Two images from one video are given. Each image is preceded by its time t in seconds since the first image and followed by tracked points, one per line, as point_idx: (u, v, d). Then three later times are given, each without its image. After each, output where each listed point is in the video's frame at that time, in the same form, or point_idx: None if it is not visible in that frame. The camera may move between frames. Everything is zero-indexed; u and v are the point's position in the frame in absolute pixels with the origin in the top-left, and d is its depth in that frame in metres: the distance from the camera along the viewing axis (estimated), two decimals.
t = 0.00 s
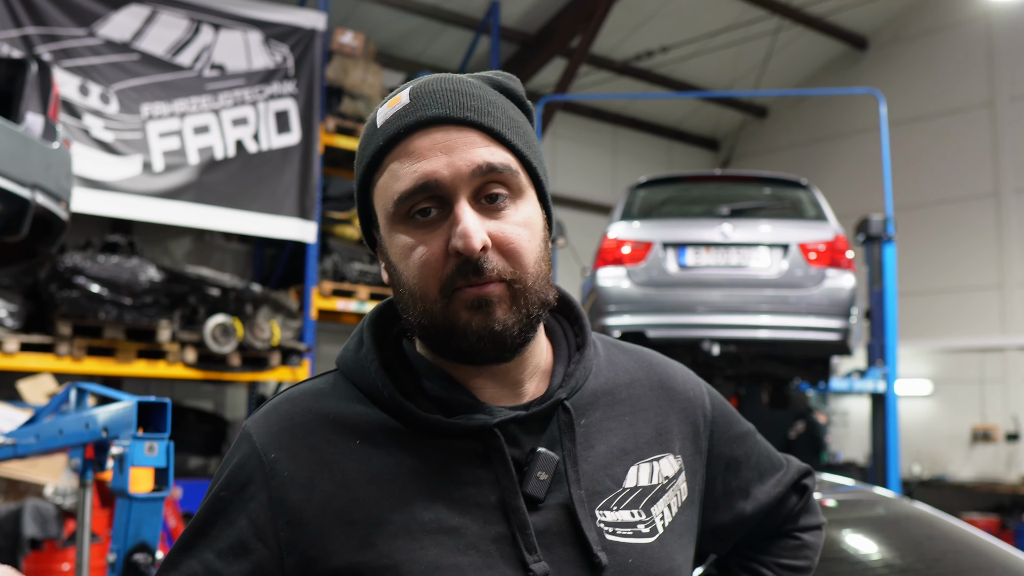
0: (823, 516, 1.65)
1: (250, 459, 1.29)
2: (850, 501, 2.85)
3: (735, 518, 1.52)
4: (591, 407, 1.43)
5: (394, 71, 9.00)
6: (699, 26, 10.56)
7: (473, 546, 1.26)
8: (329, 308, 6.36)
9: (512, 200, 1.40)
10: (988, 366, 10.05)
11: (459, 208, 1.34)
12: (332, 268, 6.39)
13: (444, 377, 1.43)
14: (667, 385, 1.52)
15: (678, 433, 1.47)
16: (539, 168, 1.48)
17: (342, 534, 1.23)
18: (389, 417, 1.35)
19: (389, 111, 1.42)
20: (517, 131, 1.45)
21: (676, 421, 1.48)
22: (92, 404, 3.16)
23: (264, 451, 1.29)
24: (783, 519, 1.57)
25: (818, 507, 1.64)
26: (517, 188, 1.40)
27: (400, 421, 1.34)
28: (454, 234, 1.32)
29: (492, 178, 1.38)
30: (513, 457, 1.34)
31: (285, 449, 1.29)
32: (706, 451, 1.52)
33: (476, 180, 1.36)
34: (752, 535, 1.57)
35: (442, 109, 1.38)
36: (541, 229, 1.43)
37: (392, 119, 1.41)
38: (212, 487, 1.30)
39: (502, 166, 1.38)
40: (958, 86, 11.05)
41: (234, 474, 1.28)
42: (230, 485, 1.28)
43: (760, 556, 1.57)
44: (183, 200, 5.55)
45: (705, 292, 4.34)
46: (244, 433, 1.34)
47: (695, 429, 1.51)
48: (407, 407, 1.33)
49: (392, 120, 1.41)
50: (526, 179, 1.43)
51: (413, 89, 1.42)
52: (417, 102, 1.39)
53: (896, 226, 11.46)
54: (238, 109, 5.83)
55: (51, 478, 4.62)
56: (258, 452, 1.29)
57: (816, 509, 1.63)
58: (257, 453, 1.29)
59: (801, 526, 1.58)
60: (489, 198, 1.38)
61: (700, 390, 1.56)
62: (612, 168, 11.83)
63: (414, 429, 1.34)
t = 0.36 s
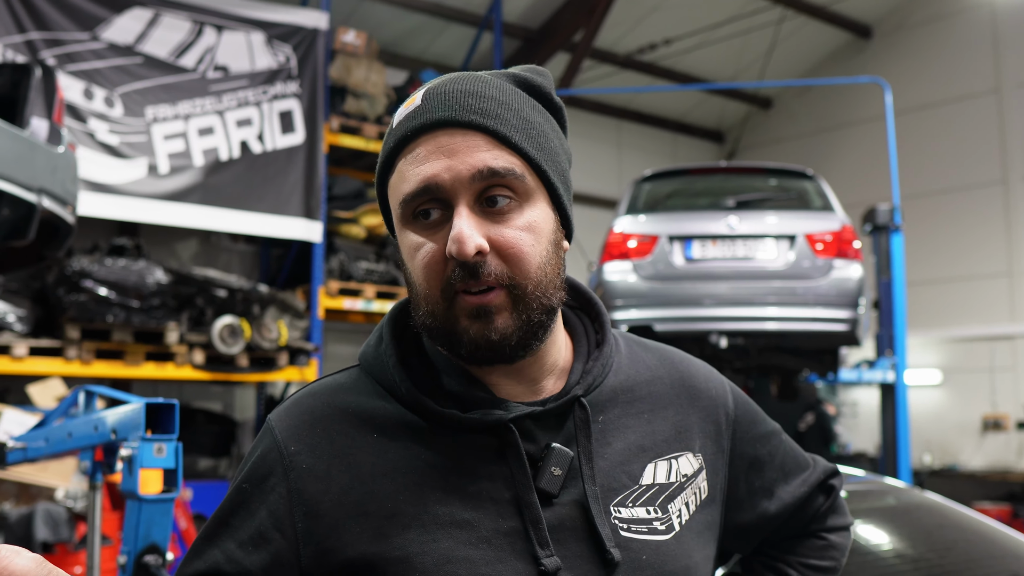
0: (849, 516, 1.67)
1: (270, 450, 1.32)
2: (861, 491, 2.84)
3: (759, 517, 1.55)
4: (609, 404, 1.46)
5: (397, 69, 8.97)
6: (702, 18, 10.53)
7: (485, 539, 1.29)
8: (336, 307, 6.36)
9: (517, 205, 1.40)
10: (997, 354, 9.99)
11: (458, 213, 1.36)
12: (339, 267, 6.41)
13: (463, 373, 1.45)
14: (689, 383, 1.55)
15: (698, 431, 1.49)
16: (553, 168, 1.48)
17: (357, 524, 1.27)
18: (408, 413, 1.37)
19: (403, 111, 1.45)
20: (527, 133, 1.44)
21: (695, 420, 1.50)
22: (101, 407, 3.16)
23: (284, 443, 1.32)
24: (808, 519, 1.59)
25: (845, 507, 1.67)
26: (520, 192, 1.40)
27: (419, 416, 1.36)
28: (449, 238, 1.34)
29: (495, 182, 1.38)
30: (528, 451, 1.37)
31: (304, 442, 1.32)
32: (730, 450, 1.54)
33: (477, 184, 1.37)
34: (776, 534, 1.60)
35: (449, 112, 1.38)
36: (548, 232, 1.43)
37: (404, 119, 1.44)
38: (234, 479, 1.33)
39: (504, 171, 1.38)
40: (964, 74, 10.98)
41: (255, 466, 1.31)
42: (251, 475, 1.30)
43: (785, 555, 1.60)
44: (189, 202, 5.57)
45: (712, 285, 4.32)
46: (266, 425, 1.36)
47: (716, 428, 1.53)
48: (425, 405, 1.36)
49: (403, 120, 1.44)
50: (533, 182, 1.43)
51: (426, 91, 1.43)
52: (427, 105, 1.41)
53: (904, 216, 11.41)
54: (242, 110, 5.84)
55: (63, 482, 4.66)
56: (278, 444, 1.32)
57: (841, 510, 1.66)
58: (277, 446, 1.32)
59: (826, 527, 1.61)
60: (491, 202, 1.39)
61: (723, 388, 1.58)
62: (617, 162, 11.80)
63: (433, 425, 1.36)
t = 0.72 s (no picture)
0: (879, 514, 1.63)
1: (285, 450, 1.35)
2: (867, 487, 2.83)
3: (778, 515, 1.53)
4: (621, 403, 1.46)
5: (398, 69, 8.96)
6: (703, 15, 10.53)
7: (490, 538, 1.30)
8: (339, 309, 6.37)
9: (527, 207, 1.40)
10: (1002, 347, 9.96)
11: (467, 216, 1.36)
12: (342, 269, 6.41)
13: (470, 373, 1.46)
14: (703, 380, 1.53)
15: (712, 430, 1.49)
16: (563, 170, 1.47)
17: (364, 523, 1.28)
18: (417, 413, 1.38)
19: (413, 113, 1.45)
20: (537, 135, 1.43)
21: (709, 418, 1.50)
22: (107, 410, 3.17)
23: (296, 442, 1.34)
24: (832, 518, 1.57)
25: (871, 504, 1.63)
26: (531, 195, 1.40)
27: (428, 415, 1.37)
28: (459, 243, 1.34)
29: (504, 185, 1.38)
30: (533, 451, 1.37)
31: (316, 441, 1.34)
32: (746, 448, 1.53)
33: (487, 187, 1.37)
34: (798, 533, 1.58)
35: (457, 116, 1.38)
36: (558, 235, 1.43)
37: (413, 122, 1.44)
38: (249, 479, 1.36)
39: (513, 175, 1.38)
40: (965, 68, 10.97)
41: (270, 466, 1.34)
42: (266, 475, 1.34)
43: (809, 553, 1.58)
44: (191, 205, 5.58)
45: (714, 282, 4.32)
46: (282, 426, 1.39)
47: (731, 426, 1.52)
48: (433, 405, 1.37)
49: (413, 124, 1.44)
50: (542, 185, 1.43)
51: (435, 94, 1.43)
52: (436, 108, 1.41)
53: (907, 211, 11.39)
54: (243, 112, 5.84)
55: (69, 486, 4.67)
56: (292, 443, 1.35)
57: (868, 507, 1.62)
58: (290, 447, 1.34)
59: (852, 525, 1.58)
60: (501, 205, 1.39)
61: (741, 385, 1.57)
62: (618, 161, 11.79)
63: (443, 425, 1.37)
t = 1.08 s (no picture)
0: (897, 515, 1.62)
1: (298, 449, 1.41)
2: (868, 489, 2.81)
3: (794, 515, 1.53)
4: (632, 403, 1.49)
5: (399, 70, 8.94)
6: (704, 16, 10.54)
7: (498, 535, 1.34)
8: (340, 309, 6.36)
9: (534, 207, 1.41)
10: (1003, 349, 9.94)
11: (473, 215, 1.38)
12: (343, 270, 6.40)
13: (480, 373, 1.50)
14: (715, 380, 1.56)
15: (724, 429, 1.51)
16: (572, 170, 1.48)
17: (376, 520, 1.34)
18: (429, 412, 1.43)
19: (423, 113, 1.47)
20: (545, 135, 1.44)
21: (722, 418, 1.52)
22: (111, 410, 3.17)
23: (310, 442, 1.41)
24: (849, 519, 1.56)
25: (890, 506, 1.62)
26: (537, 195, 1.41)
27: (438, 414, 1.42)
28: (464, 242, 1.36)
29: (511, 185, 1.39)
30: (542, 449, 1.41)
31: (329, 440, 1.41)
32: (759, 448, 1.55)
33: (494, 188, 1.39)
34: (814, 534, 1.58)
35: (464, 116, 1.40)
36: (564, 234, 1.44)
37: (423, 122, 1.46)
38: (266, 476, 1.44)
39: (520, 175, 1.39)
40: (965, 69, 10.97)
41: (285, 464, 1.41)
42: (281, 473, 1.41)
43: (825, 555, 1.57)
44: (192, 206, 5.57)
45: (716, 284, 4.31)
46: (298, 425, 1.46)
47: (745, 426, 1.54)
48: (442, 406, 1.42)
49: (423, 123, 1.46)
50: (550, 184, 1.44)
51: (444, 94, 1.45)
52: (444, 109, 1.42)
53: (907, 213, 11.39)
54: (244, 113, 5.84)
55: (70, 486, 4.67)
56: (306, 442, 1.41)
57: (886, 509, 1.61)
58: (305, 446, 1.41)
59: (869, 527, 1.58)
60: (507, 204, 1.40)
61: (754, 384, 1.58)
62: (620, 162, 11.78)
63: (454, 424, 1.42)
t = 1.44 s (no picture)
0: (950, 526, 1.60)
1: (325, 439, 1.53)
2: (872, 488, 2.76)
3: (832, 523, 1.54)
4: (657, 403, 1.52)
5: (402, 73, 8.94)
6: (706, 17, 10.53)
7: (503, 531, 1.40)
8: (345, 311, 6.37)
9: (532, 206, 1.43)
10: (1008, 347, 9.91)
11: (469, 215, 1.42)
12: (348, 272, 6.38)
13: (499, 372, 1.56)
14: (747, 383, 1.57)
15: (753, 433, 1.53)
16: (579, 169, 1.50)
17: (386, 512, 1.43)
18: (447, 408, 1.50)
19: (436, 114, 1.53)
20: (546, 134, 1.46)
21: (750, 422, 1.54)
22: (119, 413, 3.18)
23: (336, 433, 1.52)
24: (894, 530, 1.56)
25: (942, 516, 1.60)
26: (535, 194, 1.44)
27: (453, 409, 1.49)
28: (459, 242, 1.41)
29: (507, 185, 1.42)
30: (553, 446, 1.46)
31: (353, 432, 1.51)
32: (793, 452, 1.56)
33: (489, 188, 1.42)
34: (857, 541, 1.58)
35: (463, 119, 1.44)
36: (564, 232, 1.46)
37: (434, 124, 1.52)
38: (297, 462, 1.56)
39: (515, 174, 1.42)
40: (969, 68, 10.95)
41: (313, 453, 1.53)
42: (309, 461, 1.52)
43: (870, 565, 1.58)
44: (197, 209, 5.58)
45: (721, 284, 4.31)
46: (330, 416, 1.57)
47: (776, 431, 1.55)
48: (457, 405, 1.49)
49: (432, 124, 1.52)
50: (550, 184, 1.46)
51: (451, 96, 1.50)
52: (447, 111, 1.48)
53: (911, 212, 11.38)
54: (249, 116, 5.85)
55: (76, 490, 4.69)
56: (333, 433, 1.52)
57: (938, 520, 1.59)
58: (331, 439, 1.52)
59: (917, 539, 1.57)
60: (505, 204, 1.43)
61: (791, 388, 1.59)
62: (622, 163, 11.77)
63: (471, 419, 1.49)
